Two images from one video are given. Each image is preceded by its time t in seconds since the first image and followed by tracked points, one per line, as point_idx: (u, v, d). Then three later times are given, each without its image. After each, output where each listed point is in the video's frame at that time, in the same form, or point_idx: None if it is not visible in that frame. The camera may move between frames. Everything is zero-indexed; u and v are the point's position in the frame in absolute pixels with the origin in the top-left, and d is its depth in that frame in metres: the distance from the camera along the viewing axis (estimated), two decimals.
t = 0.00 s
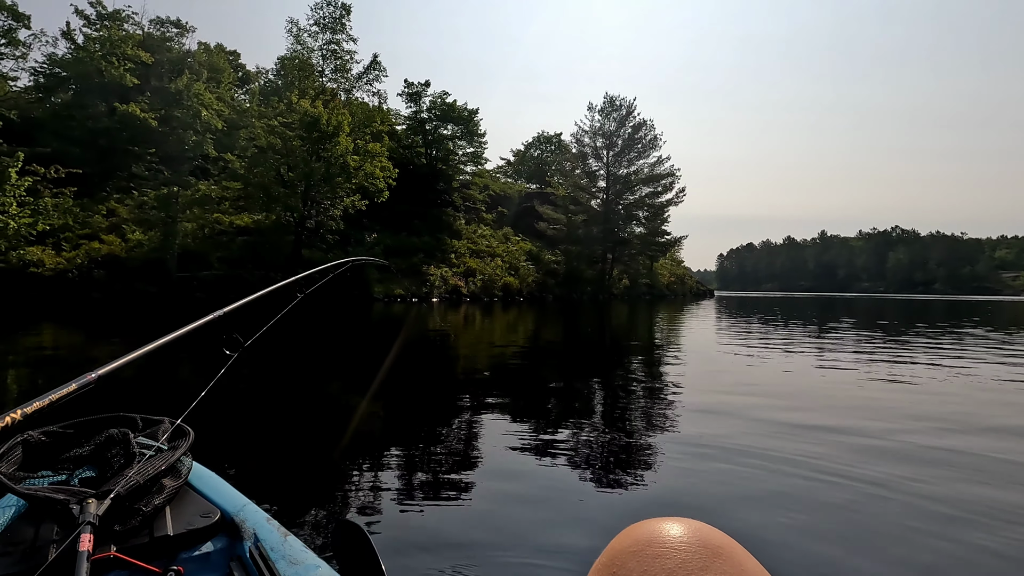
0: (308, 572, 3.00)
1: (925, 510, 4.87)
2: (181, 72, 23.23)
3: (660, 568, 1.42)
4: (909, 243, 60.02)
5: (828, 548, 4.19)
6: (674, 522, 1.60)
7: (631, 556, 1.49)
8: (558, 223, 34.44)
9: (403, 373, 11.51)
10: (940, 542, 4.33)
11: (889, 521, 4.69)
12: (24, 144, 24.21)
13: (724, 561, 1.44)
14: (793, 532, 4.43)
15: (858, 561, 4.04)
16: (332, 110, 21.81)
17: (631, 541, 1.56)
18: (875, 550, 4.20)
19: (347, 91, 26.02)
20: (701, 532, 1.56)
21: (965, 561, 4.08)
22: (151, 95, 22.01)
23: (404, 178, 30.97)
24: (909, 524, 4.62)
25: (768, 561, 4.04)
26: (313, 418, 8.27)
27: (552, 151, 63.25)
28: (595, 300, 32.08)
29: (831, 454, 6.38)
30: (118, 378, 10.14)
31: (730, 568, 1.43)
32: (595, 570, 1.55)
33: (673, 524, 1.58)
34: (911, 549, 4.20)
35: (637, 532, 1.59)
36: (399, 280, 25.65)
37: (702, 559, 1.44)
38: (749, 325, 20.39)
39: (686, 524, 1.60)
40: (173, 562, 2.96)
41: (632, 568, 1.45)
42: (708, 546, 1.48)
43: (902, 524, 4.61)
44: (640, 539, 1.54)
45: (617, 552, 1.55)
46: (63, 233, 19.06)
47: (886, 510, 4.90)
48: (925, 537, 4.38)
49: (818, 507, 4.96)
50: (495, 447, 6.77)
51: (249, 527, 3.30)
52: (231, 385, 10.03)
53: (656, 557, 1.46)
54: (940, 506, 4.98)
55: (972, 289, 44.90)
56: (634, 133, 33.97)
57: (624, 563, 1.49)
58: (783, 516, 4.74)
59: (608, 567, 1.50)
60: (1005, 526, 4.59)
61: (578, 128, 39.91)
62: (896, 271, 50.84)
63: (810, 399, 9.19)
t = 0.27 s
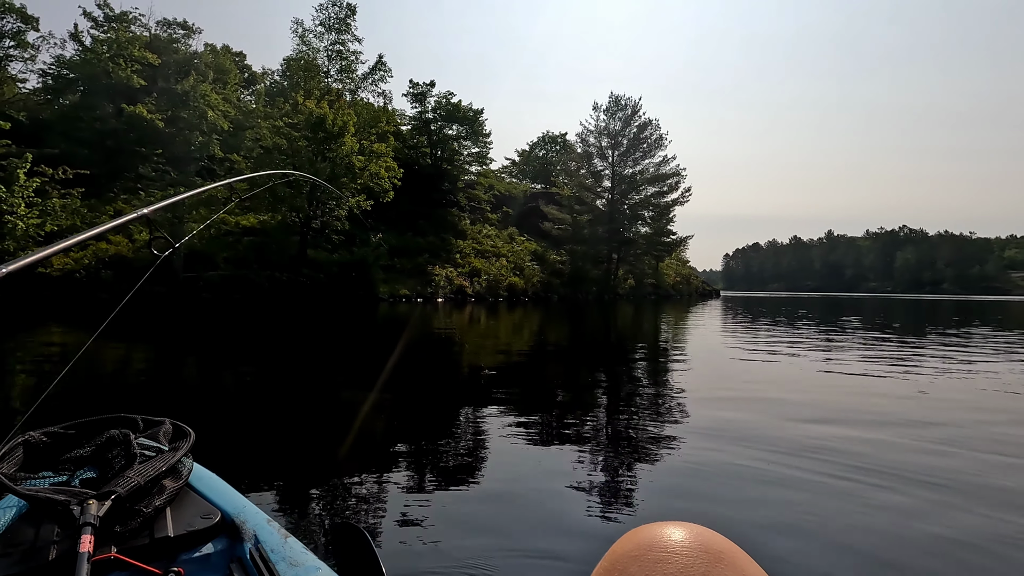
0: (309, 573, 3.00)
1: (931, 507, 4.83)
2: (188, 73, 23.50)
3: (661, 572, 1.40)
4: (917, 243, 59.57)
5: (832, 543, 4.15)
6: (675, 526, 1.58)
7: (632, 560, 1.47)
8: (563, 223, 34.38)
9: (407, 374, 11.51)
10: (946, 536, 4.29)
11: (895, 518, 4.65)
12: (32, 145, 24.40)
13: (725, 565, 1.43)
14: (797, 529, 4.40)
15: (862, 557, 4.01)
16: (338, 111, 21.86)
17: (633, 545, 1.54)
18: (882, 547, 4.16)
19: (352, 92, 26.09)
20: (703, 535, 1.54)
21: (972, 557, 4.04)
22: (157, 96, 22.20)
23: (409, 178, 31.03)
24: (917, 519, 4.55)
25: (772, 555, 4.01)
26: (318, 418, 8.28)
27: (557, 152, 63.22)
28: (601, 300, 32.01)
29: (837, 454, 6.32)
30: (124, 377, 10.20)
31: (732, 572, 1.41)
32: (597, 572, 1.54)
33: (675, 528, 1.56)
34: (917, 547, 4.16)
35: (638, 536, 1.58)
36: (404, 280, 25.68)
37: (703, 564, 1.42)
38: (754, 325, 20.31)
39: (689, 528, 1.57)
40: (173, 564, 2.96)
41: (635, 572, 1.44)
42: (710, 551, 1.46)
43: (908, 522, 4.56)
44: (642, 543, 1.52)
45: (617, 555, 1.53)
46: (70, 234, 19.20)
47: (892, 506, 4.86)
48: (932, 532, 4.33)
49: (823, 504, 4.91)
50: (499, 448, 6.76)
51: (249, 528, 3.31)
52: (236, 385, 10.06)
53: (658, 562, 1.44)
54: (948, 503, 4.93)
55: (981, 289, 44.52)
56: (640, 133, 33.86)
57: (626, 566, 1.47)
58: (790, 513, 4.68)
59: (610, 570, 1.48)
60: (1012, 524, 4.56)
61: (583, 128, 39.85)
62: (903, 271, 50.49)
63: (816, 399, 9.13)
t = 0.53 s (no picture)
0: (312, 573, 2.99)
1: (936, 512, 4.79)
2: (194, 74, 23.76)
3: (669, 573, 1.39)
4: (925, 242, 59.15)
5: (837, 547, 4.11)
6: (682, 527, 1.56)
7: (639, 561, 1.46)
8: (568, 223, 34.33)
9: (412, 374, 11.51)
10: (951, 541, 4.25)
11: (899, 522, 4.61)
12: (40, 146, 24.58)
13: (732, 565, 1.41)
14: (801, 533, 4.37)
15: (867, 562, 3.97)
16: (343, 111, 21.91)
17: (640, 545, 1.52)
18: (886, 553, 4.12)
19: (357, 92, 26.17)
20: (710, 537, 1.52)
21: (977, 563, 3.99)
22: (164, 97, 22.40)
23: (414, 178, 31.08)
24: (922, 523, 4.52)
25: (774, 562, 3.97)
26: (323, 418, 8.29)
27: (562, 151, 63.19)
28: (605, 300, 31.95)
29: (842, 456, 6.28)
30: (130, 377, 10.26)
31: (740, 573, 1.39)
32: (602, 574, 1.52)
33: (681, 529, 1.54)
34: (921, 552, 4.13)
35: (643, 537, 1.56)
36: (409, 280, 25.71)
37: (709, 564, 1.40)
38: (760, 325, 20.22)
39: (695, 528, 1.55)
40: (177, 563, 2.97)
41: (640, 573, 1.43)
42: (716, 551, 1.45)
43: (913, 527, 4.52)
44: (648, 544, 1.50)
45: (622, 557, 1.52)
46: (77, 234, 19.34)
47: (897, 511, 4.81)
48: (937, 536, 4.29)
49: (827, 507, 4.88)
50: (505, 448, 6.75)
51: (253, 528, 3.31)
52: (242, 385, 10.09)
53: (665, 562, 1.43)
54: (953, 509, 4.88)
55: (989, 289, 44.14)
56: (645, 133, 33.76)
57: (633, 568, 1.45)
58: (795, 516, 4.65)
59: (616, 572, 1.46)
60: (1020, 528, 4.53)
61: (588, 128, 39.80)
62: (911, 271, 50.16)
63: (823, 400, 9.10)
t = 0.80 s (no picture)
0: (316, 572, 2.99)
1: (943, 516, 4.74)
2: (199, 74, 23.98)
3: (672, 571, 1.37)
4: (932, 242, 58.77)
5: (840, 553, 4.09)
6: (686, 522, 1.54)
7: (643, 556, 1.44)
8: (573, 223, 34.29)
9: (417, 374, 11.51)
10: (957, 545, 4.21)
11: (906, 527, 4.57)
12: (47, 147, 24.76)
13: (736, 562, 1.39)
14: (806, 538, 4.34)
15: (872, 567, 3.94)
16: (347, 110, 21.94)
17: (643, 541, 1.50)
18: (891, 558, 4.09)
19: (362, 93, 26.24)
20: (713, 532, 1.51)
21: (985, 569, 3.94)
22: (170, 98, 22.57)
23: (418, 177, 31.15)
24: (927, 529, 4.48)
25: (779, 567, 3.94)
26: (328, 417, 8.31)
27: (566, 151, 63.20)
28: (610, 300, 31.89)
29: (847, 458, 6.24)
30: (136, 376, 10.33)
31: (744, 569, 1.37)
32: (605, 570, 1.50)
33: (685, 524, 1.53)
34: (927, 557, 4.08)
35: (646, 532, 1.54)
36: (413, 280, 25.74)
37: (713, 560, 1.39)
38: (765, 325, 20.12)
39: (697, 523, 1.53)
40: (182, 561, 2.98)
41: (643, 568, 1.41)
42: (717, 545, 1.44)
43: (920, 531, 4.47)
44: (651, 539, 1.48)
45: (625, 552, 1.50)
46: (84, 235, 19.51)
47: (903, 515, 4.77)
48: (942, 543, 4.26)
49: (832, 510, 4.84)
50: (510, 449, 6.74)
51: (256, 526, 3.31)
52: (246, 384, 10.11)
53: (669, 557, 1.41)
54: (960, 514, 4.83)
55: (997, 288, 43.82)
56: (649, 132, 33.70)
57: (634, 565, 1.43)
58: (798, 521, 4.62)
59: (618, 567, 1.45)
60: None
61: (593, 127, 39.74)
62: (918, 271, 49.87)
63: (828, 400, 9.06)
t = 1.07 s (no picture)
0: (320, 569, 2.99)
1: (949, 515, 4.71)
2: (203, 76, 24.30)
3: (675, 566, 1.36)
4: (939, 242, 58.40)
5: (845, 551, 4.07)
6: (689, 515, 1.52)
7: (646, 550, 1.43)
8: (577, 223, 34.24)
9: (421, 373, 11.51)
10: (965, 544, 4.18)
11: (912, 526, 4.54)
12: (54, 148, 24.92)
13: (738, 556, 1.39)
14: (811, 537, 4.31)
15: (878, 565, 3.91)
16: (351, 110, 21.97)
17: (646, 535, 1.49)
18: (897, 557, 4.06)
19: (366, 93, 26.28)
20: (717, 525, 1.49)
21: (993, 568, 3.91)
22: (175, 99, 22.71)
23: (422, 177, 31.18)
24: (932, 526, 4.45)
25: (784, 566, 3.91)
26: (332, 417, 8.31)
27: (571, 150, 63.17)
28: (614, 300, 31.85)
29: (853, 457, 6.20)
30: (142, 375, 10.39)
31: (746, 565, 1.36)
32: (608, 565, 1.49)
33: (688, 517, 1.51)
34: (935, 556, 4.05)
35: (649, 525, 1.52)
36: (417, 280, 25.76)
37: (715, 554, 1.38)
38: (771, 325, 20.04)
39: (700, 516, 1.52)
40: (187, 560, 2.98)
41: (646, 563, 1.41)
42: (721, 539, 1.42)
43: (927, 531, 4.44)
44: (653, 533, 1.48)
45: (628, 546, 1.49)
46: (90, 235, 19.66)
47: (910, 514, 4.73)
48: (948, 541, 4.24)
49: (839, 509, 4.81)
50: (514, 447, 6.72)
51: (260, 524, 3.31)
52: (251, 384, 10.13)
53: (672, 551, 1.40)
54: (968, 513, 4.79)
55: (1004, 288, 43.51)
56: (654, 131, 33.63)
57: (638, 558, 1.43)
58: (803, 518, 4.60)
59: (622, 562, 1.44)
60: None
61: (597, 127, 39.72)
62: (924, 270, 49.58)
63: (834, 400, 9.01)
